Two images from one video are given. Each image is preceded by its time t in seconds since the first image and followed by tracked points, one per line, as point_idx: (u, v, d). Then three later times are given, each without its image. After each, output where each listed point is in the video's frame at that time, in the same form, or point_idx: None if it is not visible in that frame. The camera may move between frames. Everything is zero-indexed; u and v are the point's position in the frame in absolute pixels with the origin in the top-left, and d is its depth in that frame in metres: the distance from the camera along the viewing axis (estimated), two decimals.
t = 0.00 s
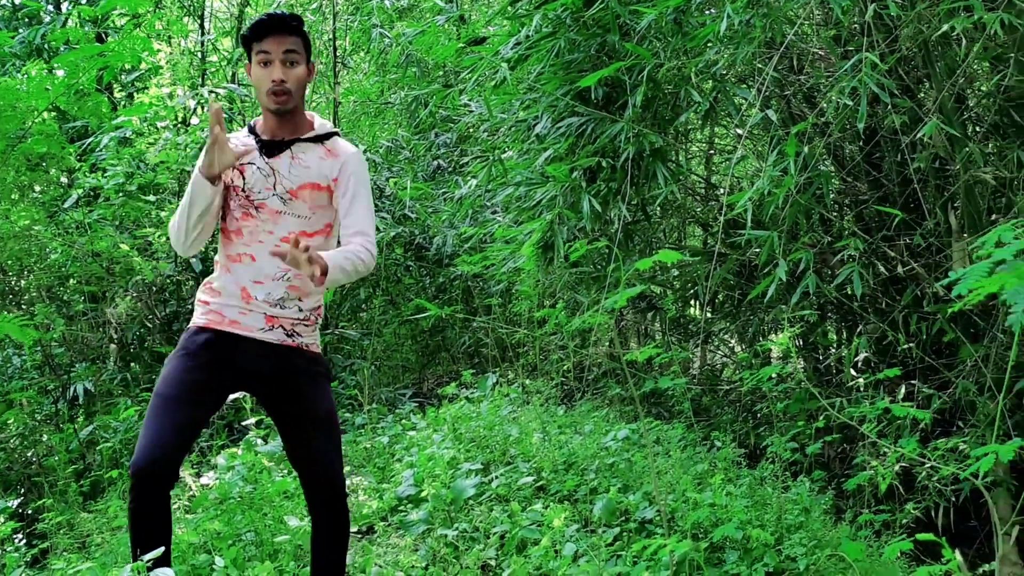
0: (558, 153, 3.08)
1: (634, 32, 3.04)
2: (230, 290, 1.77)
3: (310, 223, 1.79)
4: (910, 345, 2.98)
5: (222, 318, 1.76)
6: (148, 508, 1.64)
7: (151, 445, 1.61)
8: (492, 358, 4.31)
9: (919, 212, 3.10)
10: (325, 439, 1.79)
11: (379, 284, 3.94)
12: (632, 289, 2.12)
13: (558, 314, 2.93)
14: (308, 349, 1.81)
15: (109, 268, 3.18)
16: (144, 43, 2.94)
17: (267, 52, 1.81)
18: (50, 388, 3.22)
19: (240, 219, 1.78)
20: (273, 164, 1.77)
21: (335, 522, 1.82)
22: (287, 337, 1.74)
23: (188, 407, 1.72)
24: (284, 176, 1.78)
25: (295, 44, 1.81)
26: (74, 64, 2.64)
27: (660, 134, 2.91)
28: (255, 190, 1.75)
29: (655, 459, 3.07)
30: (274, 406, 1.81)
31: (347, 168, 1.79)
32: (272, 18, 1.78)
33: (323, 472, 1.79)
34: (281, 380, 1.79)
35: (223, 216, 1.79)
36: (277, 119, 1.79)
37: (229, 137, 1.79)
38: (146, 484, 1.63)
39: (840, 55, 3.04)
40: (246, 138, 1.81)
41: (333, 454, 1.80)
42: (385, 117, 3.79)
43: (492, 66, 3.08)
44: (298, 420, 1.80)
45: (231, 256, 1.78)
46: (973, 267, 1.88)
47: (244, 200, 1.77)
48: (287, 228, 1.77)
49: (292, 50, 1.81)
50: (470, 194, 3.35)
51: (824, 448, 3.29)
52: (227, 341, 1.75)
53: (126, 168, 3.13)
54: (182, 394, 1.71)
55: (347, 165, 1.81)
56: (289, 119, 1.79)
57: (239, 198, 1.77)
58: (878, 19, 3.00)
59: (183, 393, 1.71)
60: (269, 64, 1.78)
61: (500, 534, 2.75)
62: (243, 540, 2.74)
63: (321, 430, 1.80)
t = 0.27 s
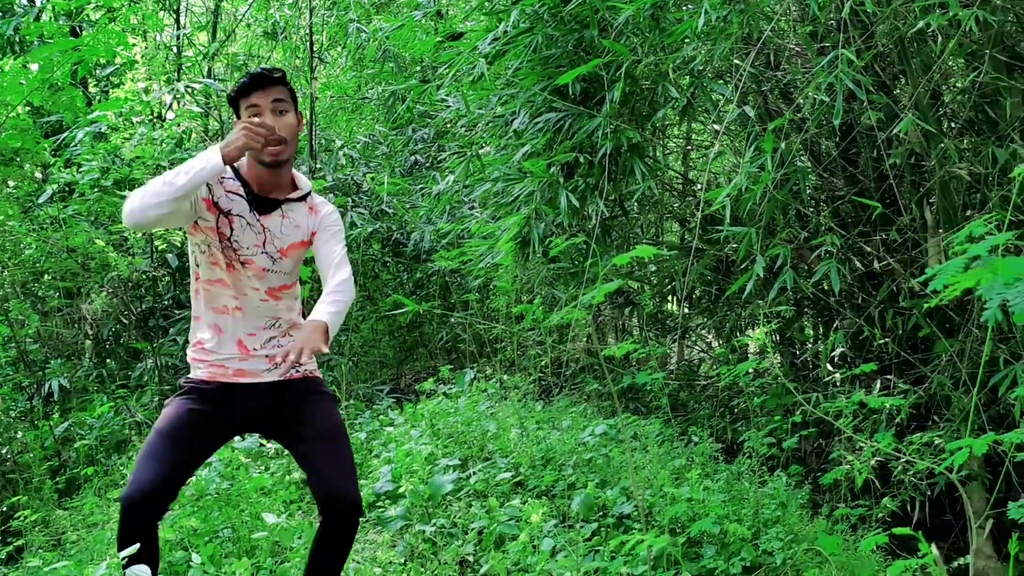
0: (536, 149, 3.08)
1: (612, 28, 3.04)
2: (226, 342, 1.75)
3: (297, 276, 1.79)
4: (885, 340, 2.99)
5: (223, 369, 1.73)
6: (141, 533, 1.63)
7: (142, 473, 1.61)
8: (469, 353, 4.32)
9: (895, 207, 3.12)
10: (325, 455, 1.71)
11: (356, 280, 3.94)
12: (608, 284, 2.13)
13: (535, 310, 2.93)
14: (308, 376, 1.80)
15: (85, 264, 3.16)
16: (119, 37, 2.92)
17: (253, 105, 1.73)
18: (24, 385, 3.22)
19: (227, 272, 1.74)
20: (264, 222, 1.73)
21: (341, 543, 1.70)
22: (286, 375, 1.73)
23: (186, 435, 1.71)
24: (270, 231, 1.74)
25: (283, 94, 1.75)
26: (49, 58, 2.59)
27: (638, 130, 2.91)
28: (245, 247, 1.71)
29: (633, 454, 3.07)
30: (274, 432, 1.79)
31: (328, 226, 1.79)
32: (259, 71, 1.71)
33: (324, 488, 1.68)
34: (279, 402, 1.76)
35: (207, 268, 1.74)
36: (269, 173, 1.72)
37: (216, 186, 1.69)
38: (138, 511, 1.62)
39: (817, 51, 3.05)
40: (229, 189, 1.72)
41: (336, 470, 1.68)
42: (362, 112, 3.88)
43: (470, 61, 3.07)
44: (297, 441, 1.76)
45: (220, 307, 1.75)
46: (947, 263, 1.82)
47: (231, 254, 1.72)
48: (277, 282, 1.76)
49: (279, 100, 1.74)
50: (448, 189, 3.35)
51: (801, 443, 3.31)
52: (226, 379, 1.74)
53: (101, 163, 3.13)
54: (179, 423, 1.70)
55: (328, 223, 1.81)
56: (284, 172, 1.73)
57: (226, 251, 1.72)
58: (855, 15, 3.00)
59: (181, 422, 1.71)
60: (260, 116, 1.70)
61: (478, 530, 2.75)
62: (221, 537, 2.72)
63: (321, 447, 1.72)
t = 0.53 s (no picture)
0: (529, 146, 3.08)
1: (604, 25, 3.04)
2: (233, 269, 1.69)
3: (303, 198, 1.75)
4: (877, 337, 3.00)
5: (237, 307, 1.69)
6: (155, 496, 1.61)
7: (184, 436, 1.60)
8: (462, 351, 4.33)
9: (887, 204, 3.12)
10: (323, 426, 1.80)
11: (349, 277, 3.94)
12: (601, 281, 2.14)
13: (527, 306, 2.94)
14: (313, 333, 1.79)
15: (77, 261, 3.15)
16: (110, 34, 2.92)
17: (242, 33, 1.75)
18: (17, 383, 3.20)
19: (230, 191, 1.72)
20: (265, 140, 1.72)
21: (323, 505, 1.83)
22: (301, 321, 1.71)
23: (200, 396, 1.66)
24: (273, 150, 1.73)
25: (271, 24, 1.77)
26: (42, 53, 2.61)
27: (629, 127, 2.91)
28: (247, 165, 1.70)
29: (625, 450, 3.08)
30: (276, 393, 1.78)
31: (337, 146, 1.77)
32: None
33: (315, 456, 1.79)
34: (287, 364, 1.76)
35: (210, 188, 1.72)
36: (261, 100, 1.74)
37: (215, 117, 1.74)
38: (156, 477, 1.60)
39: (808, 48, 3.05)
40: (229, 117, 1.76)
41: (329, 440, 1.80)
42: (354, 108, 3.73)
43: (462, 59, 3.07)
44: (300, 407, 1.78)
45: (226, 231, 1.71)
46: (942, 259, 1.80)
47: (233, 172, 1.71)
48: (281, 202, 1.73)
49: (267, 27, 1.77)
50: (441, 186, 3.36)
51: (793, 440, 3.31)
52: (240, 329, 1.69)
53: (93, 159, 3.12)
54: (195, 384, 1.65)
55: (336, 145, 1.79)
56: (275, 98, 1.75)
57: (228, 170, 1.71)
58: (847, 13, 3.00)
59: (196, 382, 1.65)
60: (247, 44, 1.73)
61: (470, 527, 2.76)
62: (214, 534, 2.72)
63: (319, 416, 1.79)
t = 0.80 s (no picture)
0: (529, 146, 3.08)
1: (604, 24, 3.04)
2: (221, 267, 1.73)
3: (299, 192, 1.77)
4: (877, 336, 3.00)
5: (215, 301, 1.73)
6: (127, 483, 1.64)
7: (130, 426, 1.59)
8: (462, 350, 4.33)
9: (887, 204, 3.12)
10: (306, 420, 1.81)
11: (349, 277, 3.94)
12: (600, 280, 2.15)
13: (527, 306, 2.94)
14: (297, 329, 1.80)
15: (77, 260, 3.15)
16: (111, 34, 2.94)
17: (240, 28, 1.77)
18: (17, 382, 3.20)
19: (228, 193, 1.77)
20: (257, 138, 1.75)
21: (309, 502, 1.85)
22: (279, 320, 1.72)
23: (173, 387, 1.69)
24: (269, 147, 1.76)
25: (268, 19, 1.79)
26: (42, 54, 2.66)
27: (629, 127, 2.92)
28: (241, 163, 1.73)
29: (625, 450, 3.08)
30: (258, 388, 1.81)
31: (336, 137, 1.79)
32: None
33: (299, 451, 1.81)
34: (267, 359, 1.79)
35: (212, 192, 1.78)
36: (257, 95, 1.77)
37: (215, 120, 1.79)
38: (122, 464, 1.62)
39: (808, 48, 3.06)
40: (228, 118, 1.80)
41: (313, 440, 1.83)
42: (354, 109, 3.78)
43: (462, 58, 3.07)
44: (281, 402, 1.81)
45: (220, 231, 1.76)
46: (941, 259, 1.80)
47: (230, 174, 1.76)
48: (277, 200, 1.75)
49: (265, 22, 1.78)
50: (441, 186, 3.36)
51: (793, 439, 3.31)
52: (216, 322, 1.73)
53: (94, 159, 3.12)
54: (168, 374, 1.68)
55: (335, 135, 1.80)
56: (269, 92, 1.77)
57: (225, 171, 1.76)
58: (847, 12, 3.00)
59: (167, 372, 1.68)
60: (243, 39, 1.74)
61: (471, 526, 2.76)
62: (214, 533, 2.72)
63: (301, 411, 1.82)
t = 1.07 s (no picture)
0: (529, 146, 3.08)
1: (605, 24, 3.04)
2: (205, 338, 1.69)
3: (279, 273, 1.77)
4: (878, 337, 3.00)
5: (207, 364, 1.68)
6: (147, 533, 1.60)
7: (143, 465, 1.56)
8: (463, 350, 4.33)
9: (888, 204, 3.12)
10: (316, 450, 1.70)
11: (350, 277, 3.95)
12: (600, 281, 2.15)
13: (528, 306, 2.94)
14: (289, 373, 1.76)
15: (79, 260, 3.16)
16: (112, 34, 2.95)
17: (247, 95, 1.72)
18: (18, 382, 3.20)
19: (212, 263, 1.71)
20: (250, 218, 1.71)
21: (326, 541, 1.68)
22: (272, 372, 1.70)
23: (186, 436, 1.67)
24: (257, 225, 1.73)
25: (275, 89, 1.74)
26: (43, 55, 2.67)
27: (630, 127, 2.92)
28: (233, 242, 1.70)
29: (626, 450, 3.08)
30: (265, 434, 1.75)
31: (317, 225, 1.76)
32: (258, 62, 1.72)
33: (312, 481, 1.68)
34: (270, 399, 1.74)
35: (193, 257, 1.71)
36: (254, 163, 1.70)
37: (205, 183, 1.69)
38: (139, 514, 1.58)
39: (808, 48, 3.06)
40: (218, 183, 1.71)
41: (316, 458, 1.68)
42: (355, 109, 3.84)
43: (463, 59, 3.07)
44: (288, 438, 1.73)
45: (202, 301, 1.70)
46: (940, 260, 1.81)
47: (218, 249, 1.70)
48: (261, 278, 1.74)
49: (270, 92, 1.74)
50: (442, 186, 3.36)
51: (793, 440, 3.31)
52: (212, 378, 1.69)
53: (95, 159, 3.12)
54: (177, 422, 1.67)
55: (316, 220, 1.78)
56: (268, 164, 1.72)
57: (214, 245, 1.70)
58: (847, 13, 3.01)
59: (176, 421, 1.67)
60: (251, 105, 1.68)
61: (471, 526, 2.76)
62: (215, 533, 2.72)
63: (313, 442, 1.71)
